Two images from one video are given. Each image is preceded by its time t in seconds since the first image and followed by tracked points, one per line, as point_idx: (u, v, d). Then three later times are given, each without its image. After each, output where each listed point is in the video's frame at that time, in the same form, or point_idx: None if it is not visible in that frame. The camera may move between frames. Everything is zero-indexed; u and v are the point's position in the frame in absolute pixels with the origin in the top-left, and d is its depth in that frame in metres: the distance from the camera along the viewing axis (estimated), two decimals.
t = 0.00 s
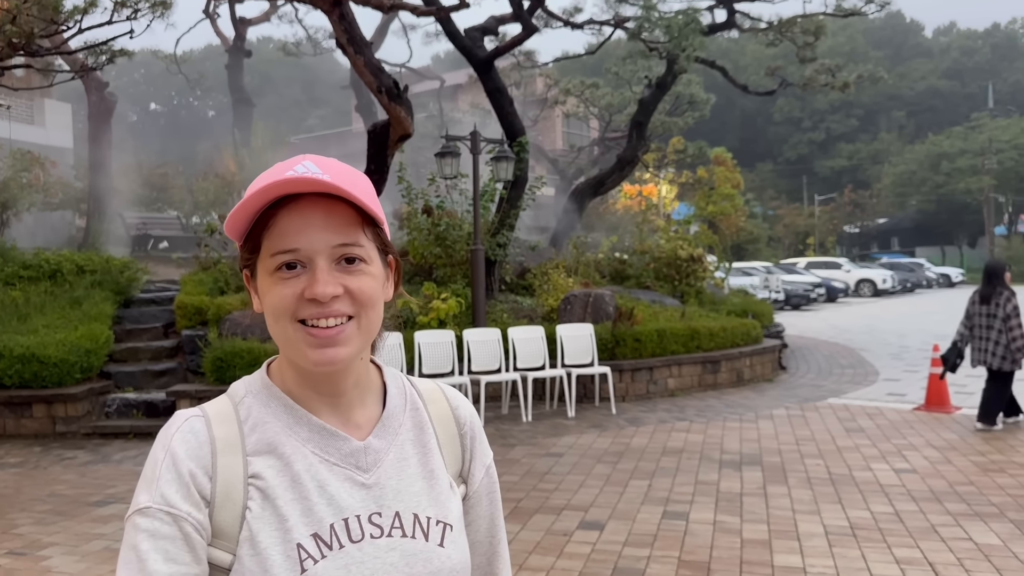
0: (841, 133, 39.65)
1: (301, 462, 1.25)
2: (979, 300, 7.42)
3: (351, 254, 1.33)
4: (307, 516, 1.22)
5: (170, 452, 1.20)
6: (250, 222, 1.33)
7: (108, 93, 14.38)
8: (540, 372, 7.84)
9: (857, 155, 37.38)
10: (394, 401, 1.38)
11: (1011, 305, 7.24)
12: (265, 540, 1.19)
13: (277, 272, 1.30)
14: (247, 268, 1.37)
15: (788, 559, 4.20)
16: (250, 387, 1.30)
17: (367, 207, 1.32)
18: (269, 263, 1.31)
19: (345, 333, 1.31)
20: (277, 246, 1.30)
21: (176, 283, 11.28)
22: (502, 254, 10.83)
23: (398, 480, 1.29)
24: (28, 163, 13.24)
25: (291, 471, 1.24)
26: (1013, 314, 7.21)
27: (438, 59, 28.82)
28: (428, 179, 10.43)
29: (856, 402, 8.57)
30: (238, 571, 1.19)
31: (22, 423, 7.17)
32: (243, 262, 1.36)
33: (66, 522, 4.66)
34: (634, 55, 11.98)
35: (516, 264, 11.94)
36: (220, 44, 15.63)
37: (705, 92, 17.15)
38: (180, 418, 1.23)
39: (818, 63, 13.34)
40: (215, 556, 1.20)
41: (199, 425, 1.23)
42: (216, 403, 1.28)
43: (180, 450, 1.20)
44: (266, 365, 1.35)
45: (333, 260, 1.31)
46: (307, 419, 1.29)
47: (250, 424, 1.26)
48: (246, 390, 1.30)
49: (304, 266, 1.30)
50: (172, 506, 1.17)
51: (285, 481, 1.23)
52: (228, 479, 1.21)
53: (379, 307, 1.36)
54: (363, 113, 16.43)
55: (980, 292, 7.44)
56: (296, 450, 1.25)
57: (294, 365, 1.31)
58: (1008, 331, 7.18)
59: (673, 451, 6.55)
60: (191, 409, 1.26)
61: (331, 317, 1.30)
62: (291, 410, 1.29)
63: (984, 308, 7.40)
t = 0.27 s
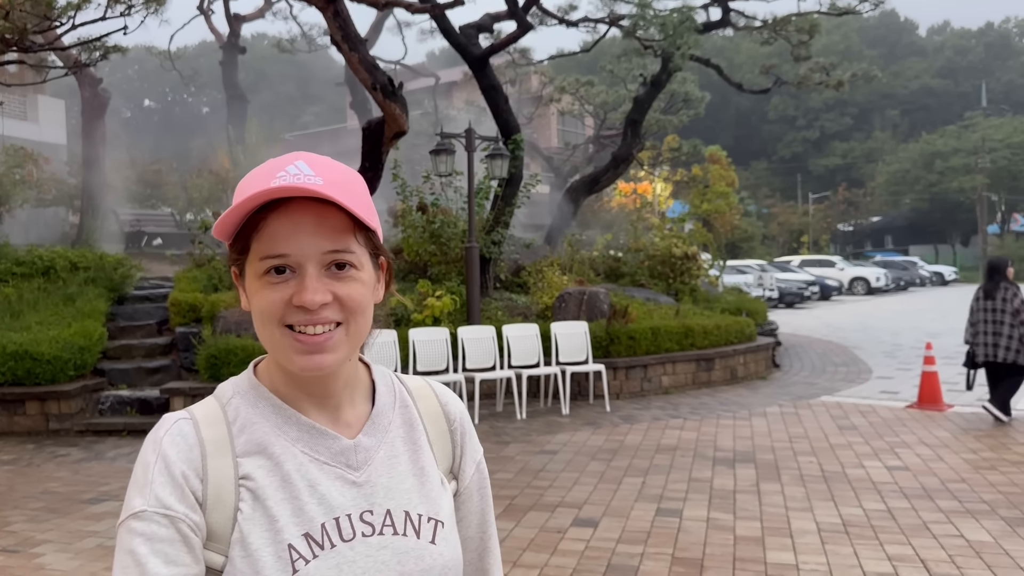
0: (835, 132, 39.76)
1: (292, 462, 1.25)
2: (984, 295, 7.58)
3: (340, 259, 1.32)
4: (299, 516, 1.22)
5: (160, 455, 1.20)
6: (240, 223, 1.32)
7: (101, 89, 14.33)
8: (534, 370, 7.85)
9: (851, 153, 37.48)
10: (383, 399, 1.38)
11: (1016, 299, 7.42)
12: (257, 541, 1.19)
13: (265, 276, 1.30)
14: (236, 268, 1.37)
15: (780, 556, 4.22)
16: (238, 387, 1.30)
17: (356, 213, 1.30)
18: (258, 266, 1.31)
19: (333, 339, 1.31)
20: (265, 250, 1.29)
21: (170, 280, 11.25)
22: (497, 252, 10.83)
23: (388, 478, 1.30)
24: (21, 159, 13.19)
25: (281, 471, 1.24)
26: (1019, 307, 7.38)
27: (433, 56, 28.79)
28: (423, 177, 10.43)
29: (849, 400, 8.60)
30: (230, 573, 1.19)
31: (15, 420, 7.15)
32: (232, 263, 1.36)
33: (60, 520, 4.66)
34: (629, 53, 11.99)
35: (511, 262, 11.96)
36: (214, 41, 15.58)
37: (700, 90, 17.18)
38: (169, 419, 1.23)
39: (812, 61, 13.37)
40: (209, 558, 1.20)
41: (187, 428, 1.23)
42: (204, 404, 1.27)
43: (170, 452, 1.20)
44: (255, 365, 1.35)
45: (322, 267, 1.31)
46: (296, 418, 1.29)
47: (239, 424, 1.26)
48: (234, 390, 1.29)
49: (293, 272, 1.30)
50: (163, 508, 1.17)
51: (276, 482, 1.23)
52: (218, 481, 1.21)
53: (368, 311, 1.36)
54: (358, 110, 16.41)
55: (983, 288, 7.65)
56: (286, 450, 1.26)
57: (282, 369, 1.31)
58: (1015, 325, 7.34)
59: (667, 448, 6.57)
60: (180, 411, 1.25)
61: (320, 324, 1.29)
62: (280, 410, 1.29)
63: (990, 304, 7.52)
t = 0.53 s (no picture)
0: (827, 130, 39.90)
1: (281, 456, 1.25)
2: (986, 293, 7.64)
3: (313, 256, 1.31)
4: (289, 511, 1.22)
5: (146, 453, 1.19)
6: (214, 220, 1.33)
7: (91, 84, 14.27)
8: (526, 366, 7.87)
9: (843, 151, 37.61)
10: (368, 391, 1.39)
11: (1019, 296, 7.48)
12: (249, 537, 1.20)
13: (239, 274, 1.30)
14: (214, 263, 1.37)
15: (769, 551, 4.25)
16: (221, 382, 1.29)
17: (327, 209, 1.29)
18: (233, 263, 1.31)
19: (307, 335, 1.31)
20: (238, 248, 1.29)
21: (161, 276, 11.23)
22: (489, 249, 10.83)
23: (376, 471, 1.31)
24: (10, 154, 13.13)
25: (271, 466, 1.24)
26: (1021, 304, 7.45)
27: (426, 52, 28.76)
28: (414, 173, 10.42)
29: (838, 396, 8.65)
30: (222, 569, 1.19)
31: (5, 416, 7.13)
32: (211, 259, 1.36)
33: (49, 516, 4.65)
34: (621, 50, 12.01)
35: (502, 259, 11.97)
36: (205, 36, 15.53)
37: (691, 88, 17.21)
38: (153, 418, 1.22)
39: (804, 59, 13.41)
40: (201, 556, 1.20)
41: (173, 424, 1.22)
42: (189, 400, 1.26)
43: (157, 450, 1.19)
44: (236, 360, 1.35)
45: (295, 263, 1.30)
46: (283, 413, 1.29)
47: (225, 421, 1.25)
48: (218, 385, 1.28)
49: (266, 269, 1.29)
50: (153, 506, 1.16)
51: (265, 477, 1.23)
52: (207, 479, 1.20)
53: (345, 307, 1.35)
54: (350, 106, 16.38)
55: (986, 285, 7.71)
56: (274, 445, 1.26)
57: (258, 365, 1.31)
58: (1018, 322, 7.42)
59: (657, 444, 6.60)
60: (163, 408, 1.24)
61: (293, 321, 1.29)
62: (267, 404, 1.28)
63: (993, 300, 7.57)
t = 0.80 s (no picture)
0: (819, 127, 40.02)
1: (264, 452, 1.25)
2: (994, 290, 7.72)
3: (282, 250, 1.32)
4: (273, 506, 1.23)
5: (130, 448, 1.18)
6: (183, 223, 1.35)
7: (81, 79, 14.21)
8: (516, 363, 7.87)
9: (835, 148, 37.72)
10: (349, 388, 1.39)
11: None
12: (233, 531, 1.20)
13: (211, 272, 1.31)
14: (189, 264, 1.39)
15: (754, 547, 4.27)
16: (204, 378, 1.29)
17: (292, 202, 1.30)
18: (205, 262, 1.32)
19: (281, 330, 1.31)
20: (207, 246, 1.31)
21: (151, 272, 11.20)
22: (480, 245, 10.83)
23: (359, 467, 1.31)
24: None
25: (254, 462, 1.24)
26: None
27: (418, 48, 28.70)
28: (405, 170, 10.41)
29: (827, 393, 8.69)
30: (206, 563, 1.19)
31: None
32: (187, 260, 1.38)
33: (36, 512, 4.64)
34: (612, 47, 12.01)
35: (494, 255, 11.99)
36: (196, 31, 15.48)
37: (683, 85, 17.23)
38: (136, 413, 1.21)
39: (795, 57, 13.43)
40: (184, 551, 1.20)
41: (156, 420, 1.22)
42: (171, 395, 1.26)
43: (141, 446, 1.19)
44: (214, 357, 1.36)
45: (265, 258, 1.31)
46: (265, 409, 1.29)
47: (208, 416, 1.25)
48: (200, 381, 1.28)
49: (236, 266, 1.31)
50: (137, 502, 1.16)
51: (249, 473, 1.23)
52: (191, 474, 1.20)
53: (319, 300, 1.36)
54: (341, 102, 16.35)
55: (994, 282, 7.78)
56: (257, 441, 1.26)
57: (234, 361, 1.32)
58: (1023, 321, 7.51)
59: (646, 441, 6.62)
60: (146, 402, 1.24)
61: (266, 316, 1.30)
62: (249, 400, 1.29)
63: (1000, 298, 7.67)
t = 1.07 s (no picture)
0: (809, 125, 40.19)
1: (223, 451, 1.27)
2: (994, 285, 7.83)
3: (249, 250, 1.34)
4: (232, 504, 1.25)
5: (89, 448, 1.20)
6: (144, 228, 1.35)
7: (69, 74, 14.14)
8: (502, 359, 7.90)
9: (825, 145, 37.89)
10: (307, 386, 1.41)
11: None
12: (192, 529, 1.22)
13: (175, 274, 1.32)
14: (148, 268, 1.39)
15: (734, 543, 4.32)
16: (163, 378, 1.30)
17: (256, 202, 1.33)
18: (168, 265, 1.33)
19: (250, 328, 1.34)
20: (172, 250, 1.32)
21: (138, 268, 11.18)
22: (468, 242, 10.85)
23: (317, 465, 1.34)
24: None
25: (214, 461, 1.26)
26: None
27: (409, 44, 28.68)
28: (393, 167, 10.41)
29: (812, 390, 8.75)
30: (166, 560, 1.22)
31: None
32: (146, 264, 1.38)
33: (18, 509, 4.64)
34: (601, 44, 12.03)
35: (482, 252, 12.01)
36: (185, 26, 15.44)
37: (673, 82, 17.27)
38: (94, 415, 1.23)
39: (783, 55, 13.48)
40: (144, 548, 1.22)
41: (115, 420, 1.23)
42: (130, 396, 1.27)
43: (99, 446, 1.20)
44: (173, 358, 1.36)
45: (230, 259, 1.33)
46: (225, 408, 1.31)
47: (167, 416, 1.27)
48: (159, 381, 1.29)
49: (202, 267, 1.32)
50: (96, 502, 1.18)
51: (208, 471, 1.25)
52: (151, 474, 1.22)
53: (284, 298, 1.39)
54: (330, 98, 16.33)
55: (994, 277, 7.86)
56: (216, 439, 1.28)
57: (201, 361, 1.33)
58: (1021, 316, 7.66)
59: (631, 437, 6.66)
60: (104, 403, 1.25)
61: (235, 316, 1.32)
62: (209, 400, 1.31)
63: (1000, 293, 7.79)
